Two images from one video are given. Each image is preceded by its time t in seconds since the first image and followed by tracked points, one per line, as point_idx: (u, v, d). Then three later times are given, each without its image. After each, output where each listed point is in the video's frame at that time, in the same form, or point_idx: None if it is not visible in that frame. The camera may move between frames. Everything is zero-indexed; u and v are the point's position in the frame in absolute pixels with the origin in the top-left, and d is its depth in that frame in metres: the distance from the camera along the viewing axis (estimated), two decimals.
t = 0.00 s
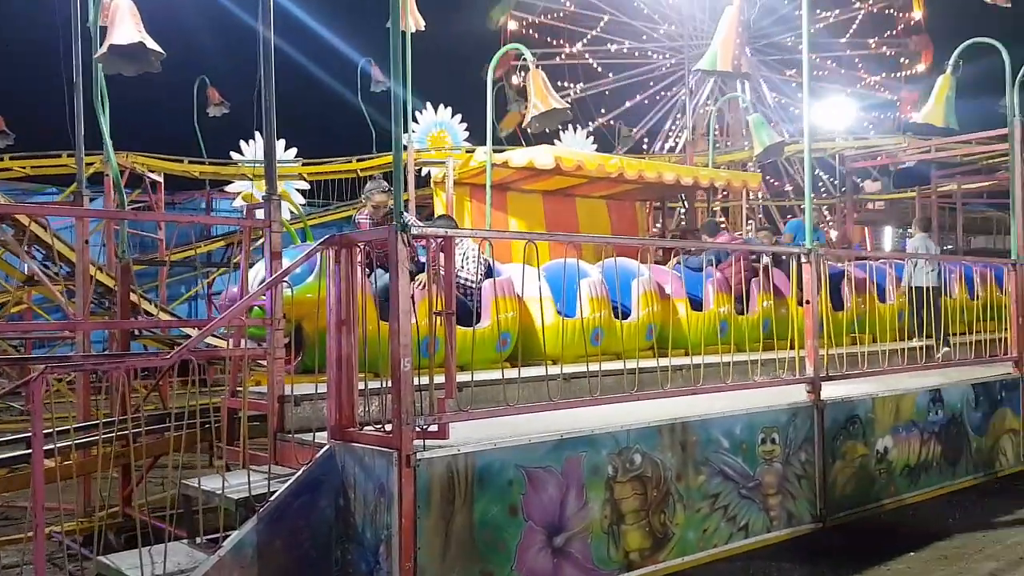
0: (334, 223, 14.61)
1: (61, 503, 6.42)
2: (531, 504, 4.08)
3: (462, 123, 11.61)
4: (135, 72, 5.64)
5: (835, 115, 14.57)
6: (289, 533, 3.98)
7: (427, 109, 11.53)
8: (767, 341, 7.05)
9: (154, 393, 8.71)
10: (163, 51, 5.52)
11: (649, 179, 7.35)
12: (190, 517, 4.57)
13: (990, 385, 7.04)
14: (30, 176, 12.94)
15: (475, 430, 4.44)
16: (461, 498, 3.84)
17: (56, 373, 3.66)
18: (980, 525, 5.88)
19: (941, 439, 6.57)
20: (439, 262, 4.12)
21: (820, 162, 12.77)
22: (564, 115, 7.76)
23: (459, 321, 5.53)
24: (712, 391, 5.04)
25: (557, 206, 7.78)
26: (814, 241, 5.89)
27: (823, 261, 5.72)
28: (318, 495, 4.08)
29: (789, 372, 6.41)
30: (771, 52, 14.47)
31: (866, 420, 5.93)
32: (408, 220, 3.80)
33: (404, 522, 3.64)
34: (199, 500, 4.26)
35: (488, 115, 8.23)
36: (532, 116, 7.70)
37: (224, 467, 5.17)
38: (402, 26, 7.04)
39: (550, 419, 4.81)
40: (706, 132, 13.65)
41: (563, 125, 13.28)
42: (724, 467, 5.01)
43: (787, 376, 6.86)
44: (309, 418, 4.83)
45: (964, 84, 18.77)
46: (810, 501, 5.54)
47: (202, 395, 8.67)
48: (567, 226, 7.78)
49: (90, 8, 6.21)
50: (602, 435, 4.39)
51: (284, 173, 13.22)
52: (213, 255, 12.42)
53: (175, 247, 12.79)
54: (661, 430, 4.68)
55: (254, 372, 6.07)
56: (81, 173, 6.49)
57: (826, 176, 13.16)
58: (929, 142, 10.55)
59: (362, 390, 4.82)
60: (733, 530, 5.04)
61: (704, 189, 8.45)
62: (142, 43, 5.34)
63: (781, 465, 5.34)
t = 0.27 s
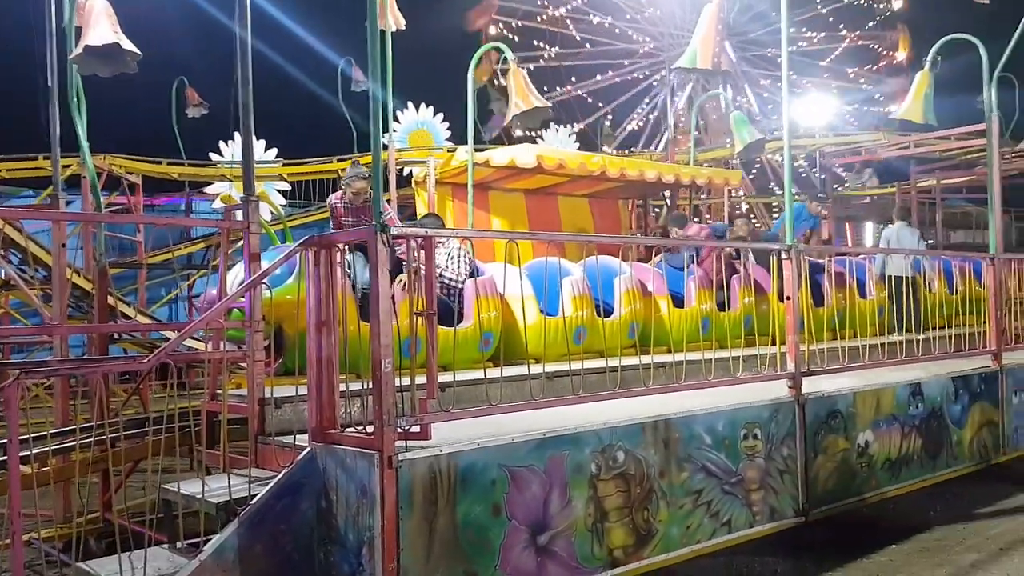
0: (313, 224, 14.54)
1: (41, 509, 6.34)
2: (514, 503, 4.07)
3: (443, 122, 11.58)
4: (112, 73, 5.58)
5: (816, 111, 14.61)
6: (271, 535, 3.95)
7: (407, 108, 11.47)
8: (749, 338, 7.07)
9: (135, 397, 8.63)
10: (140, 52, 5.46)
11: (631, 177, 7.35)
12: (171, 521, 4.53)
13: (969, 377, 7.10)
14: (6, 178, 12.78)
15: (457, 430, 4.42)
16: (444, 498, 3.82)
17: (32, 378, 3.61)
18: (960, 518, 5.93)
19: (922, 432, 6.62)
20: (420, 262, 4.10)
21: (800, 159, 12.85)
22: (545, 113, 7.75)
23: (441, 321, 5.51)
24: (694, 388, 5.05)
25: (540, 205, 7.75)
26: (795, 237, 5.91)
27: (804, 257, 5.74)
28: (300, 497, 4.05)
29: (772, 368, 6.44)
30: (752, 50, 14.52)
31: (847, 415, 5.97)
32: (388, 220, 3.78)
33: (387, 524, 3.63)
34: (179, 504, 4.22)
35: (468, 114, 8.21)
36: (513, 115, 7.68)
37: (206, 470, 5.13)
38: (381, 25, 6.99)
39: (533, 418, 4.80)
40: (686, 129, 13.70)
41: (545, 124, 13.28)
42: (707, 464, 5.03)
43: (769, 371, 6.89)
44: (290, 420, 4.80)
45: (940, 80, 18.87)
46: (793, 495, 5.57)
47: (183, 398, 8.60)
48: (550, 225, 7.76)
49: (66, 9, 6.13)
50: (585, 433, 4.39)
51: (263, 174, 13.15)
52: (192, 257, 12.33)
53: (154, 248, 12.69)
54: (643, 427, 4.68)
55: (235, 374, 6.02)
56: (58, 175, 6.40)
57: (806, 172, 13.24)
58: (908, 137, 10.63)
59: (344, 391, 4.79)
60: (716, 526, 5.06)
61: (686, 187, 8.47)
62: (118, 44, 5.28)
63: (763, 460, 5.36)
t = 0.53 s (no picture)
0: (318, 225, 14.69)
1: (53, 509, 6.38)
2: (520, 502, 4.07)
3: (449, 121, 11.57)
4: (117, 77, 5.60)
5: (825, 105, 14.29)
6: (278, 535, 3.95)
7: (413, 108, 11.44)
8: (756, 333, 7.05)
9: (145, 397, 8.67)
10: (145, 56, 5.49)
11: (635, 173, 7.33)
12: (180, 520, 4.54)
13: (982, 372, 7.03)
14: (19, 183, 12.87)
15: (462, 429, 4.41)
16: (449, 497, 3.82)
17: (42, 379, 3.63)
18: (972, 514, 5.87)
19: (933, 428, 6.56)
20: (423, 261, 4.10)
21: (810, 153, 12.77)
22: (549, 111, 7.74)
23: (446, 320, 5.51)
24: (701, 385, 5.02)
25: (545, 202, 7.77)
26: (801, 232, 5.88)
27: (811, 252, 5.71)
28: (306, 496, 4.05)
29: (780, 364, 6.40)
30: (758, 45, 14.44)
31: (857, 411, 5.92)
32: (389, 219, 3.78)
33: (392, 523, 3.63)
34: (187, 504, 4.23)
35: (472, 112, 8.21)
36: (516, 112, 7.69)
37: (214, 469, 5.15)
38: (384, 25, 6.98)
39: (538, 417, 4.79)
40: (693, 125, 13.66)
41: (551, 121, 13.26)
42: (714, 461, 5.00)
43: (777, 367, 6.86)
44: (297, 420, 4.81)
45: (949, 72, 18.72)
46: (803, 493, 5.53)
47: (192, 398, 8.64)
48: (555, 222, 7.76)
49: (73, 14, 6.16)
50: (590, 431, 4.38)
51: (271, 174, 13.17)
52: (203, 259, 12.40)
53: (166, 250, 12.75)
54: (650, 425, 4.66)
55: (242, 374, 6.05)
56: (67, 178, 6.42)
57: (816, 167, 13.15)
58: (918, 130, 10.55)
59: (348, 390, 4.79)
60: (725, 523, 5.03)
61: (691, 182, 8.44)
62: (123, 48, 5.31)
63: (772, 457, 5.33)
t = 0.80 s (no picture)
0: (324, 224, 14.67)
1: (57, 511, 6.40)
2: (522, 500, 4.07)
3: (451, 120, 11.55)
4: (118, 80, 5.61)
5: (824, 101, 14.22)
6: (281, 535, 3.96)
7: (415, 108, 11.43)
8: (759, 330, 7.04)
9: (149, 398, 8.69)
10: (145, 58, 5.49)
11: (637, 170, 7.33)
12: (183, 521, 4.55)
13: (985, 366, 7.02)
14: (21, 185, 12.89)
15: (464, 427, 4.42)
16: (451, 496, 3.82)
17: (43, 381, 3.63)
18: (976, 509, 5.85)
19: (937, 423, 6.55)
20: (423, 260, 4.10)
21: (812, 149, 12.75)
22: (550, 109, 7.72)
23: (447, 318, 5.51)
24: (703, 382, 5.02)
25: (547, 200, 7.77)
26: (803, 228, 5.87)
27: (813, 248, 5.70)
28: (308, 496, 4.06)
29: (783, 360, 6.39)
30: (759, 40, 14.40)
31: (860, 407, 5.91)
32: (389, 219, 3.78)
33: (394, 523, 3.63)
34: (190, 505, 4.24)
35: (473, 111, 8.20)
36: (517, 111, 7.69)
37: (217, 470, 5.16)
38: (383, 24, 6.98)
39: (540, 415, 4.79)
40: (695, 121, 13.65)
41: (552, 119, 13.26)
42: (717, 458, 5.00)
43: (780, 363, 6.86)
44: (299, 420, 4.81)
45: (951, 68, 18.67)
46: (806, 489, 5.52)
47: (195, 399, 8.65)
48: (557, 220, 7.75)
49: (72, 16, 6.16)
50: (592, 429, 4.38)
51: (274, 175, 13.18)
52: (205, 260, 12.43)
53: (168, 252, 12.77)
54: (651, 422, 4.66)
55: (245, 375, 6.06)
56: (68, 181, 6.42)
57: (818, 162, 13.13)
58: (921, 124, 10.53)
59: (350, 390, 4.79)
60: (727, 520, 5.02)
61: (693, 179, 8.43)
62: (123, 50, 5.31)
63: (774, 453, 5.33)
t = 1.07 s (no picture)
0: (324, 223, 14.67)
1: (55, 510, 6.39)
2: (522, 500, 4.06)
3: (451, 119, 11.50)
4: (117, 78, 5.60)
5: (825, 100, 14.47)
6: (280, 534, 3.95)
7: (415, 107, 11.37)
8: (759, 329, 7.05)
9: (148, 397, 8.68)
10: (144, 55, 5.48)
11: (638, 170, 7.33)
12: (182, 520, 4.54)
13: (985, 366, 7.02)
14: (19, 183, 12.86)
15: (464, 427, 4.41)
16: (451, 495, 3.81)
17: (43, 380, 3.62)
18: (977, 509, 5.86)
19: (936, 422, 6.55)
20: (425, 260, 4.10)
21: (811, 149, 12.76)
22: (551, 108, 7.72)
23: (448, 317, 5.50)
24: (703, 382, 5.01)
25: (547, 199, 7.76)
26: (803, 228, 5.87)
27: (814, 248, 5.70)
28: (308, 495, 4.05)
29: (782, 359, 6.40)
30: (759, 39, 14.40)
31: (860, 406, 5.92)
32: (391, 218, 3.77)
33: (395, 522, 3.63)
34: (189, 504, 4.23)
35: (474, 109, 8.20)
36: (518, 110, 7.69)
37: (216, 470, 5.15)
38: (384, 23, 6.97)
39: (540, 415, 4.78)
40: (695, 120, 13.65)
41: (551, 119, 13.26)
42: (717, 457, 4.99)
43: (780, 363, 6.86)
44: (299, 419, 4.80)
45: (951, 67, 18.66)
46: (806, 488, 5.53)
47: (194, 398, 8.63)
48: (558, 219, 7.75)
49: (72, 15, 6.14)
50: (592, 429, 4.37)
51: (274, 174, 13.15)
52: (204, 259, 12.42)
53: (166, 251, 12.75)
54: (651, 422, 4.66)
55: (245, 374, 6.03)
56: (67, 179, 6.39)
57: (817, 162, 13.14)
58: (920, 124, 10.55)
59: (350, 389, 4.78)
60: (727, 520, 5.02)
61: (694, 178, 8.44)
62: (123, 47, 5.30)
63: (774, 453, 5.33)
